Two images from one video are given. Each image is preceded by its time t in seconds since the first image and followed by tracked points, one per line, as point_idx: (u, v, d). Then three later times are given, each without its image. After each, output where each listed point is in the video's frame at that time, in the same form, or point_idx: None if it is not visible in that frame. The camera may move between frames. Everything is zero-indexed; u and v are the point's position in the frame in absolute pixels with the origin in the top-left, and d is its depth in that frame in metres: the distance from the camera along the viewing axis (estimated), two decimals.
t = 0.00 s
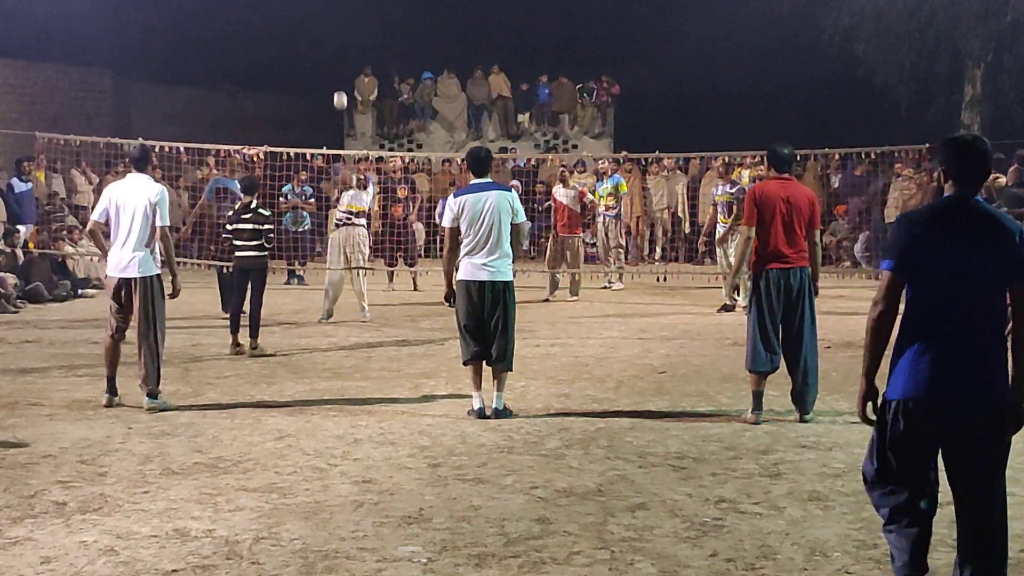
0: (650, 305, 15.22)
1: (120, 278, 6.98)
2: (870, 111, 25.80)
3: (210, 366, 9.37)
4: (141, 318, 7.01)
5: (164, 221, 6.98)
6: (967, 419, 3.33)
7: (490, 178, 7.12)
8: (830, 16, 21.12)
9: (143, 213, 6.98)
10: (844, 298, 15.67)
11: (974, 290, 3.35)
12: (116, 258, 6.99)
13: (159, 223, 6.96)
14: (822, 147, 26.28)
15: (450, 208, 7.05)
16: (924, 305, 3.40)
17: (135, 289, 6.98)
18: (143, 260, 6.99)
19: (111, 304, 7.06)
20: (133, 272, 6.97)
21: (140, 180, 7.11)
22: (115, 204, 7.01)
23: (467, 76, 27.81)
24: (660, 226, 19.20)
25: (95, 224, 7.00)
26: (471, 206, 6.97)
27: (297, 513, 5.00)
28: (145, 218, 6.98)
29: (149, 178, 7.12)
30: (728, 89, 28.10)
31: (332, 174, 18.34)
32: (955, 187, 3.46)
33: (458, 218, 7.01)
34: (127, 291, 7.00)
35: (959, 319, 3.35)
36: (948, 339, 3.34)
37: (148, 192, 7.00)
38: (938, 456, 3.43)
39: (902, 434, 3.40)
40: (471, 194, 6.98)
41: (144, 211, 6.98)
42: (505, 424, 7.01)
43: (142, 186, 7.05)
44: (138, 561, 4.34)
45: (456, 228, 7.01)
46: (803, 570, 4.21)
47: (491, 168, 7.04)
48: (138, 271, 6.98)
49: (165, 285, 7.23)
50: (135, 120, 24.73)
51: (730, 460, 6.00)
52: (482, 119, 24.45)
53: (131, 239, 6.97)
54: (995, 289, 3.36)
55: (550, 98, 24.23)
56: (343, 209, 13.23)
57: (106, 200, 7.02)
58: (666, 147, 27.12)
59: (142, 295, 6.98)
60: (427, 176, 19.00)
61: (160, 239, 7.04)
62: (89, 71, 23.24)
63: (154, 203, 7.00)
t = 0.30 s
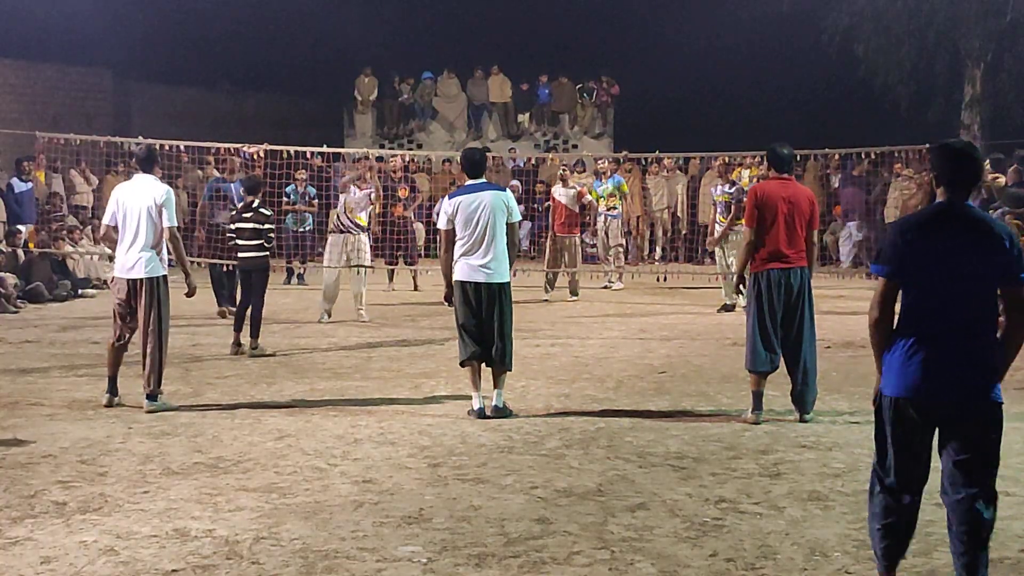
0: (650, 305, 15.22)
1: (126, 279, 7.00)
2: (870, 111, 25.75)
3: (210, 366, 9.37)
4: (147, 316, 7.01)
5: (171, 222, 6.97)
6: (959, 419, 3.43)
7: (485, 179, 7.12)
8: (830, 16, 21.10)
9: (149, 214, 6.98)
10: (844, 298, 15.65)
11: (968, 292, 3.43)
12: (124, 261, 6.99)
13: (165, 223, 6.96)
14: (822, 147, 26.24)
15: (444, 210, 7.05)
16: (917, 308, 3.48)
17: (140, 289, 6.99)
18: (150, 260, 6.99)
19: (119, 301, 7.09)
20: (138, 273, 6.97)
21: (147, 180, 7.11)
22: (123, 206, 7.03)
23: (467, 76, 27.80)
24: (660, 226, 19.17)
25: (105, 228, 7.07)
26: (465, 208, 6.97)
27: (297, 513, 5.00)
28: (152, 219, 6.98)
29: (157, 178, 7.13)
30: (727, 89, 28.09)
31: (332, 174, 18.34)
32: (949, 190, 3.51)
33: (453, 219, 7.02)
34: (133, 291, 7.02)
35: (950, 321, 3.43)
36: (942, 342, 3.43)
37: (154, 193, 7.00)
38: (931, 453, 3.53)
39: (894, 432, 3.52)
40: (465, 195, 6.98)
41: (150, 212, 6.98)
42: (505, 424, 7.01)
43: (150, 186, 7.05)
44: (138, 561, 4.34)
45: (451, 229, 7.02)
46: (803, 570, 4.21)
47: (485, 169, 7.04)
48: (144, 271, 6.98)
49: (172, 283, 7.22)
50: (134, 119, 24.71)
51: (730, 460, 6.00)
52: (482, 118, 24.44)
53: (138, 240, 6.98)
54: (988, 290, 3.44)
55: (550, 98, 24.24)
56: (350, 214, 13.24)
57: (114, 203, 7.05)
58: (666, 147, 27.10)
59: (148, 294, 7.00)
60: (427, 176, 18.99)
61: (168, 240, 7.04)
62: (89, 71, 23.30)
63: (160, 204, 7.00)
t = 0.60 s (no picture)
0: (650, 305, 15.22)
1: (125, 279, 7.01)
2: (870, 111, 25.70)
3: (210, 366, 9.37)
4: (147, 316, 7.01)
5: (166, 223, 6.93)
6: (952, 439, 3.48)
7: (484, 179, 7.11)
8: (830, 16, 21.09)
9: (146, 216, 6.97)
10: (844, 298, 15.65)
11: (959, 313, 3.49)
12: (123, 263, 7.03)
13: (160, 225, 6.93)
14: (822, 147, 26.22)
15: (443, 209, 7.06)
16: (909, 328, 3.55)
17: (139, 288, 6.99)
18: (149, 262, 6.99)
19: (120, 302, 7.10)
20: (135, 272, 6.98)
21: (145, 180, 7.08)
22: (122, 208, 7.04)
23: (467, 76, 27.80)
24: (660, 226, 19.17)
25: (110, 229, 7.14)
26: (463, 208, 6.97)
27: (297, 513, 5.00)
28: (148, 220, 6.96)
29: (154, 178, 7.09)
30: (727, 89, 28.08)
31: (333, 174, 18.36)
32: (929, 220, 3.67)
33: (451, 219, 7.03)
34: (133, 290, 7.02)
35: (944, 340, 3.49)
36: (936, 361, 3.48)
37: (149, 194, 6.96)
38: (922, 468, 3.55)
39: (887, 453, 3.54)
40: (463, 195, 6.99)
41: (146, 214, 6.96)
42: (505, 424, 7.01)
43: (146, 187, 7.01)
44: (138, 561, 4.34)
45: (450, 230, 7.03)
46: (803, 570, 4.21)
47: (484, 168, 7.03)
48: (141, 271, 6.97)
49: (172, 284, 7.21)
50: (135, 119, 24.72)
51: (729, 460, 6.00)
52: (482, 118, 24.44)
53: (136, 240, 6.99)
54: (981, 312, 3.51)
55: (550, 98, 24.27)
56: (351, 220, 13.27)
57: (116, 204, 7.08)
58: (666, 147, 27.10)
59: (146, 294, 6.99)
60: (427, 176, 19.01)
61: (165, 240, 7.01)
62: (89, 71, 23.31)
63: (156, 204, 6.96)
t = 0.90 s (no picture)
0: (650, 305, 15.22)
1: (123, 281, 7.04)
2: (870, 111, 25.65)
3: (210, 366, 9.37)
4: (145, 319, 7.01)
5: (157, 223, 6.89)
6: None
7: (484, 178, 7.11)
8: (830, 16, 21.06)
9: (141, 217, 6.95)
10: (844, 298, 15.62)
11: None
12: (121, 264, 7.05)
13: (152, 226, 6.89)
14: (823, 147, 26.17)
15: (448, 207, 7.10)
16: (996, 313, 3.96)
17: (137, 289, 7.00)
18: (146, 262, 6.99)
19: (119, 304, 7.12)
20: (133, 274, 7.00)
21: (140, 181, 7.05)
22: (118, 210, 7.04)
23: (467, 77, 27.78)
24: (660, 226, 19.18)
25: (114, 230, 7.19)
26: (463, 205, 6.99)
27: (297, 513, 5.00)
28: (141, 221, 6.94)
29: (149, 178, 7.05)
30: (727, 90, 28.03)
31: (332, 175, 18.36)
32: None
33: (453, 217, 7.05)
34: (131, 292, 7.03)
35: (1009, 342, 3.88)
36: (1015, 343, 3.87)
37: (142, 195, 6.93)
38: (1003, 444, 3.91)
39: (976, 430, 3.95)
40: (464, 193, 7.00)
41: (139, 215, 6.93)
42: (505, 424, 7.01)
43: (139, 188, 6.98)
44: (138, 561, 4.34)
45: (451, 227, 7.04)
46: (803, 570, 4.21)
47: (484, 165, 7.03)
48: (138, 272, 6.99)
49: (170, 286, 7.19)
50: (135, 119, 24.73)
51: (729, 460, 6.00)
52: (482, 118, 24.43)
53: (133, 241, 7.01)
54: None
55: (550, 98, 24.27)
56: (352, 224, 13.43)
57: (115, 207, 7.11)
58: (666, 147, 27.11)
59: (144, 295, 6.99)
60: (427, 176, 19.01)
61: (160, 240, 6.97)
62: (89, 71, 23.34)
63: (149, 204, 6.93)
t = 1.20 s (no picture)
0: (651, 305, 15.21)
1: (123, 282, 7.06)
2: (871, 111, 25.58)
3: (210, 366, 9.36)
4: (144, 319, 7.02)
5: (155, 224, 6.87)
6: None
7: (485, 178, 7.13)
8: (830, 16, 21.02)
9: (139, 217, 6.92)
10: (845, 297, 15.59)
11: None
12: (123, 265, 7.06)
13: (150, 225, 6.87)
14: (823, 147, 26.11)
15: (449, 206, 7.13)
16: None
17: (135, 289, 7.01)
18: (146, 263, 6.98)
19: (120, 305, 7.14)
20: (132, 275, 7.01)
21: (140, 181, 7.03)
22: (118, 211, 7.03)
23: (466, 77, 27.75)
24: (660, 226, 19.17)
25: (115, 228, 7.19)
26: (466, 205, 7.00)
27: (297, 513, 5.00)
28: (140, 222, 6.92)
29: (148, 178, 7.04)
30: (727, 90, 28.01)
31: (333, 175, 18.36)
32: None
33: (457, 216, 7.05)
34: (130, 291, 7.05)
35: None
36: None
37: (141, 195, 6.91)
38: None
39: None
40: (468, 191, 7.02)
41: (138, 215, 6.91)
42: (505, 424, 7.01)
43: (138, 188, 6.96)
44: (138, 561, 4.34)
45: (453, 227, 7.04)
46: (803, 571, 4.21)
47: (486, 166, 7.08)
48: (137, 273, 7.00)
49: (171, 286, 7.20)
50: (135, 119, 24.74)
51: (730, 460, 6.00)
52: (482, 119, 24.44)
53: (132, 241, 7.01)
54: None
55: (550, 98, 24.25)
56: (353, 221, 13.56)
57: (116, 205, 7.11)
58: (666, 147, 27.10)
59: (142, 295, 7.00)
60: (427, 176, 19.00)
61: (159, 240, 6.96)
62: (89, 71, 23.37)
63: (148, 204, 6.90)
